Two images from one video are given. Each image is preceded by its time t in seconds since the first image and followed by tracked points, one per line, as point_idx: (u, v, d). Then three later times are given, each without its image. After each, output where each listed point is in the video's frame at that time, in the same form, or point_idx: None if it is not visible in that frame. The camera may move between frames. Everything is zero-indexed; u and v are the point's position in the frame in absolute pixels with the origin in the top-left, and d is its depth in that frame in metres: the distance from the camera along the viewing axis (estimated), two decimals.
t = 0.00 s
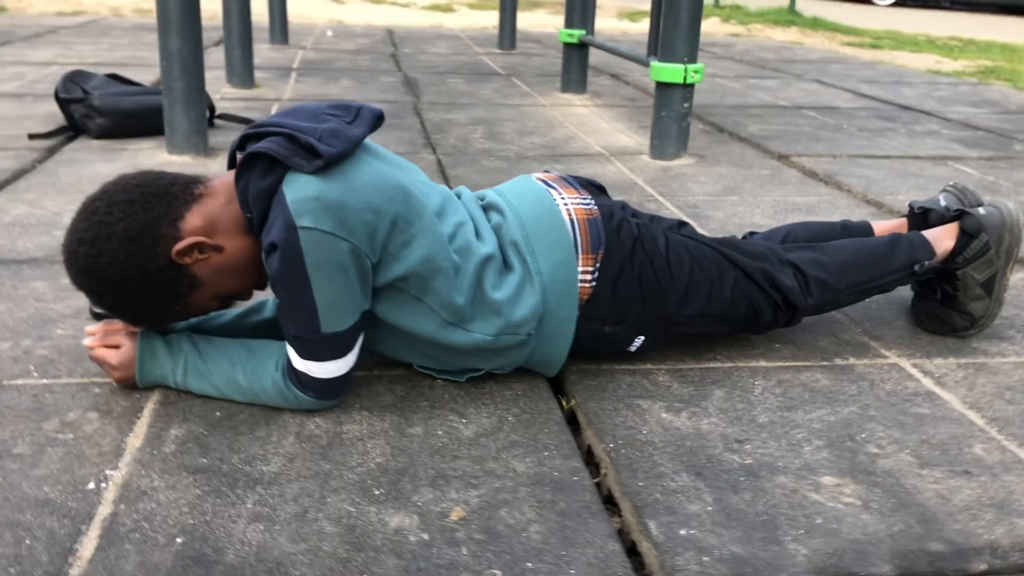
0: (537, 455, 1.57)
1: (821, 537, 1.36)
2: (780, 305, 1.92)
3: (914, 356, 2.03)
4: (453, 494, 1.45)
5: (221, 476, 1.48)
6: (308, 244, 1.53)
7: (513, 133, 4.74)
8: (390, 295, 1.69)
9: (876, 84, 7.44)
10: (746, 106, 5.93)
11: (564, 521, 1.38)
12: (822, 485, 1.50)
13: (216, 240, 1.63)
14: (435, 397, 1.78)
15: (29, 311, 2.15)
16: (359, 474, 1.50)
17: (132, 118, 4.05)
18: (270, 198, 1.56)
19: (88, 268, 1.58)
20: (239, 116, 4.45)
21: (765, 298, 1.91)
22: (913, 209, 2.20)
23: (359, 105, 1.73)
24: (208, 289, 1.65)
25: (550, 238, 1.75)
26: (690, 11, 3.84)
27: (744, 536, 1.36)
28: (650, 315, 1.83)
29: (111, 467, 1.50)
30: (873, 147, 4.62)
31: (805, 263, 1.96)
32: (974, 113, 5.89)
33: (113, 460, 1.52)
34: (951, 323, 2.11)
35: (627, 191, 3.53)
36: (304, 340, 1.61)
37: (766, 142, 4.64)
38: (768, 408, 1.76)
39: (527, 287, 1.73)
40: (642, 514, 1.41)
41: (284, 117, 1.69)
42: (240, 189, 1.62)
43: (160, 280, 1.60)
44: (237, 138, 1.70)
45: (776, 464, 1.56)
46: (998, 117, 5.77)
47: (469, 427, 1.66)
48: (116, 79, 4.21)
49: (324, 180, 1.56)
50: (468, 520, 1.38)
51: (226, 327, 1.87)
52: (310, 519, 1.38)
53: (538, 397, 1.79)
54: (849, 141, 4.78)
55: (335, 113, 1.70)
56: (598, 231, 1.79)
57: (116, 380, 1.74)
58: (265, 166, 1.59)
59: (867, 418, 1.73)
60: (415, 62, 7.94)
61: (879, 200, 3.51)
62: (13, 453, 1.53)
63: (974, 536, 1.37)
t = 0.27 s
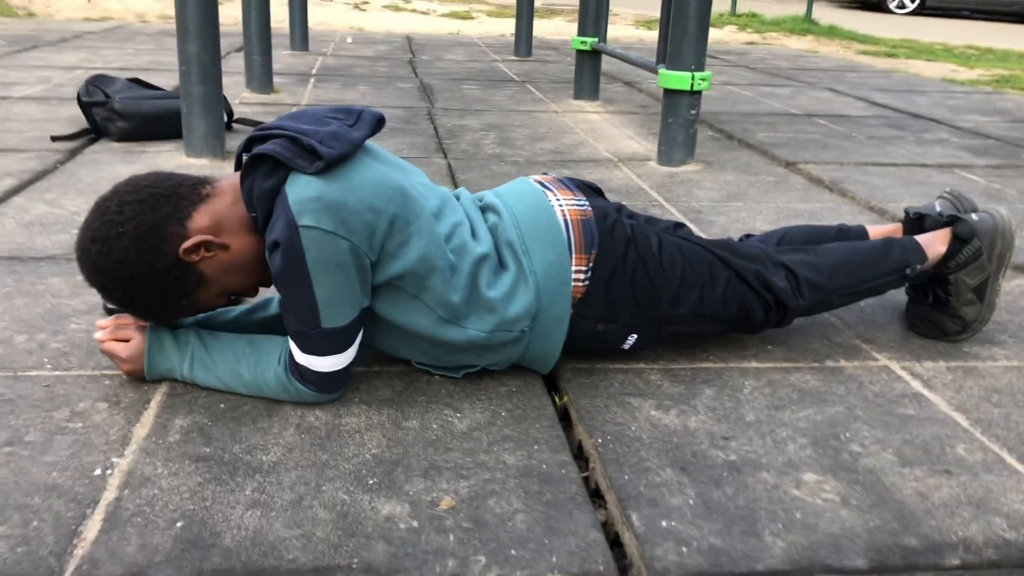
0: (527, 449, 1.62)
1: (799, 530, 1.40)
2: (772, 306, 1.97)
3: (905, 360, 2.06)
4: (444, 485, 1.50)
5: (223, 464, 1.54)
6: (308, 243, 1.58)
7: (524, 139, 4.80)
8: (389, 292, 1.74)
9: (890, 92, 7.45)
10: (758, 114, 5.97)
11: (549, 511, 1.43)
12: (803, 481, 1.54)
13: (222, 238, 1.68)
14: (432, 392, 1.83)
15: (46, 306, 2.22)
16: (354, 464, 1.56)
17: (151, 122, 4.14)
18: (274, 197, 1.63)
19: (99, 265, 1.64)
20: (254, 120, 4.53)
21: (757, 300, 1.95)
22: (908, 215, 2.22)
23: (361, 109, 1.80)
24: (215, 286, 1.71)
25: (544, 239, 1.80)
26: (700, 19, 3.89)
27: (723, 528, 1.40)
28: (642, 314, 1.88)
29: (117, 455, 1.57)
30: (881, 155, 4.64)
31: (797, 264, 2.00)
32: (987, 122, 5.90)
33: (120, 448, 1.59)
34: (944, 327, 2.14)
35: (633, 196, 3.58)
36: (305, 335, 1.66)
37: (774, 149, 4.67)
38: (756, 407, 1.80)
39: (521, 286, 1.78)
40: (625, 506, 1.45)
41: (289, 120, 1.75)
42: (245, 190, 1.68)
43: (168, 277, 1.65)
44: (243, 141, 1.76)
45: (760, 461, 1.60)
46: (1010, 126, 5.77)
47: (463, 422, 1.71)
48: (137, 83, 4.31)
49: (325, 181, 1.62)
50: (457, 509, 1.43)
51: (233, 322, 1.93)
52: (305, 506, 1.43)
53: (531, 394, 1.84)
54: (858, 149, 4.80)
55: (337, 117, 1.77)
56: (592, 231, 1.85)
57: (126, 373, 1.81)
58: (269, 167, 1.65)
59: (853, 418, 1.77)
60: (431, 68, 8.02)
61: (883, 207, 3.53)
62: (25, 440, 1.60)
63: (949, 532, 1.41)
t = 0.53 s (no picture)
0: (517, 441, 1.65)
1: (780, 523, 1.42)
2: (766, 306, 1.98)
3: (899, 360, 2.08)
4: (434, 475, 1.53)
5: (218, 453, 1.58)
6: (305, 238, 1.61)
7: (532, 140, 4.83)
8: (385, 287, 1.78)
9: (902, 97, 7.43)
10: (768, 118, 5.97)
11: (535, 502, 1.45)
12: (788, 476, 1.56)
13: (222, 233, 1.70)
14: (427, 386, 1.86)
15: (53, 299, 2.27)
16: (347, 454, 1.59)
17: (163, 121, 4.20)
18: (272, 193, 1.66)
19: (103, 259, 1.65)
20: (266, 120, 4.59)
21: (750, 299, 1.97)
22: (905, 216, 2.22)
23: (359, 108, 1.84)
24: (215, 280, 1.73)
25: (538, 236, 1.83)
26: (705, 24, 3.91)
27: (706, 520, 1.42)
28: (635, 311, 1.91)
29: (116, 442, 1.60)
30: (889, 160, 4.64)
31: (791, 264, 2.02)
32: (998, 128, 5.88)
33: (119, 436, 1.63)
34: (938, 329, 2.15)
35: (638, 198, 3.60)
36: (302, 328, 1.69)
37: (782, 152, 4.69)
38: (746, 404, 1.82)
39: (515, 283, 1.81)
40: (610, 498, 1.48)
41: (288, 118, 1.79)
42: (245, 186, 1.71)
43: (170, 271, 1.67)
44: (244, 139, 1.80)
45: (747, 456, 1.62)
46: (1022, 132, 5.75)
47: (456, 415, 1.74)
48: (151, 83, 4.37)
49: (322, 178, 1.65)
50: (445, 498, 1.46)
51: (233, 316, 1.97)
52: (296, 493, 1.46)
53: (525, 389, 1.86)
54: (866, 153, 4.79)
55: (336, 116, 1.80)
56: (585, 230, 1.87)
57: (128, 363, 1.85)
58: (269, 163, 1.68)
59: (842, 416, 1.79)
60: (444, 71, 8.08)
61: (887, 210, 3.54)
62: (28, 427, 1.64)
63: (929, 527, 1.42)
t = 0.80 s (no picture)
0: (510, 433, 1.66)
1: (768, 515, 1.43)
2: (762, 302, 1.99)
3: (896, 357, 2.07)
4: (425, 464, 1.54)
5: (214, 440, 1.60)
6: (301, 229, 1.63)
7: (540, 139, 4.84)
8: (381, 279, 1.79)
9: (916, 98, 7.39)
10: (778, 118, 5.96)
11: (525, 491, 1.47)
12: (779, 469, 1.56)
13: (220, 224, 1.72)
14: (423, 378, 1.88)
15: (58, 290, 2.30)
16: (340, 443, 1.61)
17: (172, 117, 4.24)
18: (270, 184, 1.68)
19: (102, 247, 1.67)
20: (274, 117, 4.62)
21: (746, 295, 1.98)
22: (905, 215, 2.22)
23: (358, 102, 1.86)
24: (213, 270, 1.75)
25: (533, 230, 1.85)
26: (714, 22, 3.92)
27: (694, 511, 1.43)
28: (630, 306, 1.92)
29: (114, 429, 1.63)
30: (898, 160, 4.62)
31: (788, 261, 2.02)
32: (1011, 129, 5.84)
33: (116, 423, 1.65)
34: (937, 327, 2.14)
35: (642, 196, 3.61)
36: (298, 318, 1.71)
37: (790, 152, 4.67)
38: (740, 399, 1.83)
39: (510, 276, 1.82)
40: (600, 488, 1.49)
41: (287, 112, 1.81)
42: (244, 177, 1.73)
43: (169, 261, 1.69)
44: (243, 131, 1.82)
45: (738, 449, 1.62)
46: None
47: (451, 406, 1.76)
48: (161, 79, 4.41)
49: (319, 169, 1.67)
50: (435, 487, 1.48)
51: (232, 307, 1.99)
52: (289, 481, 1.48)
53: (520, 381, 1.88)
54: (876, 153, 4.77)
55: (335, 109, 1.82)
56: (581, 225, 1.88)
57: (127, 352, 1.87)
58: (267, 155, 1.70)
59: (836, 412, 1.79)
60: (455, 69, 8.09)
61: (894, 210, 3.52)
62: (28, 413, 1.67)
63: (918, 522, 1.42)
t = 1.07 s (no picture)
0: (507, 423, 1.69)
1: (758, 504, 1.45)
2: (759, 300, 2.02)
3: (893, 354, 2.09)
4: (423, 452, 1.58)
5: (217, 427, 1.63)
6: (304, 222, 1.67)
7: (548, 138, 4.87)
8: (382, 273, 1.83)
9: (925, 100, 7.39)
10: (786, 119, 5.97)
11: (520, 479, 1.50)
12: (771, 460, 1.59)
13: (226, 217, 1.76)
14: (423, 370, 1.91)
15: (68, 281, 2.35)
16: (341, 431, 1.64)
17: (184, 114, 4.29)
18: (275, 178, 1.71)
19: (111, 238, 1.71)
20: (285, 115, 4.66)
21: (743, 292, 2.01)
22: (902, 213, 2.25)
23: (362, 100, 1.89)
24: (218, 262, 1.78)
25: (533, 227, 1.88)
26: (720, 23, 3.94)
27: (685, 499, 1.45)
28: (627, 302, 1.95)
29: (120, 415, 1.67)
30: (905, 161, 4.63)
31: (785, 259, 2.05)
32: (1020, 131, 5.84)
33: (123, 409, 1.69)
34: (933, 324, 2.17)
35: (647, 195, 3.63)
36: (300, 310, 1.75)
37: (797, 152, 4.69)
38: (736, 393, 1.85)
39: (509, 272, 1.85)
40: (593, 477, 1.51)
41: (293, 108, 1.85)
42: (249, 171, 1.76)
43: (175, 252, 1.73)
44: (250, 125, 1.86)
45: (731, 441, 1.65)
46: None
47: (450, 396, 1.79)
48: (173, 77, 4.46)
49: (322, 164, 1.70)
50: (432, 474, 1.51)
51: (238, 299, 2.03)
52: (289, 466, 1.51)
53: (519, 374, 1.91)
54: (883, 154, 4.78)
55: (339, 106, 1.86)
56: (580, 223, 1.91)
57: (135, 341, 1.91)
58: (272, 150, 1.74)
59: (830, 406, 1.81)
60: (466, 70, 8.13)
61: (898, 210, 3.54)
62: (37, 399, 1.71)
63: (906, 512, 1.45)
